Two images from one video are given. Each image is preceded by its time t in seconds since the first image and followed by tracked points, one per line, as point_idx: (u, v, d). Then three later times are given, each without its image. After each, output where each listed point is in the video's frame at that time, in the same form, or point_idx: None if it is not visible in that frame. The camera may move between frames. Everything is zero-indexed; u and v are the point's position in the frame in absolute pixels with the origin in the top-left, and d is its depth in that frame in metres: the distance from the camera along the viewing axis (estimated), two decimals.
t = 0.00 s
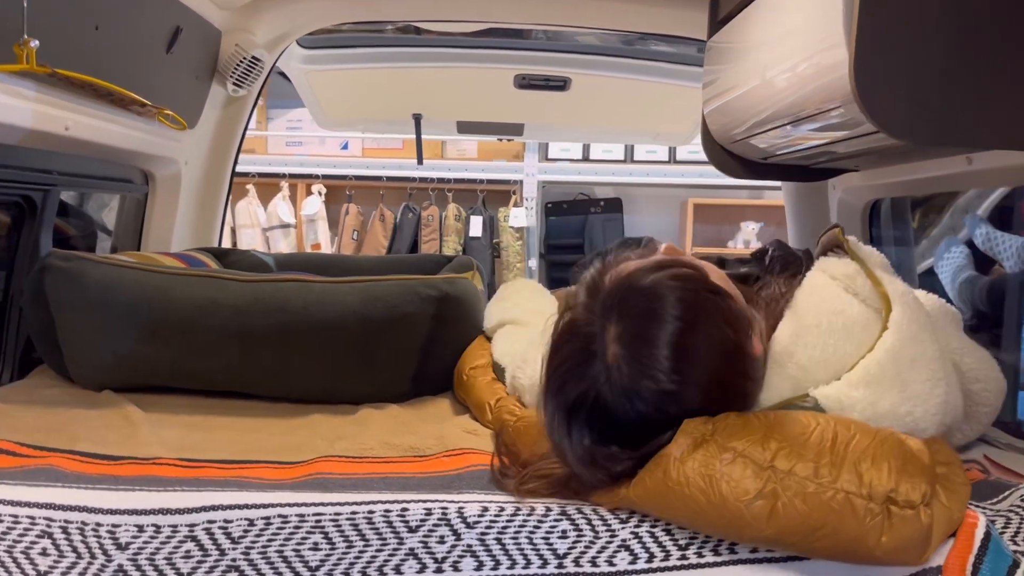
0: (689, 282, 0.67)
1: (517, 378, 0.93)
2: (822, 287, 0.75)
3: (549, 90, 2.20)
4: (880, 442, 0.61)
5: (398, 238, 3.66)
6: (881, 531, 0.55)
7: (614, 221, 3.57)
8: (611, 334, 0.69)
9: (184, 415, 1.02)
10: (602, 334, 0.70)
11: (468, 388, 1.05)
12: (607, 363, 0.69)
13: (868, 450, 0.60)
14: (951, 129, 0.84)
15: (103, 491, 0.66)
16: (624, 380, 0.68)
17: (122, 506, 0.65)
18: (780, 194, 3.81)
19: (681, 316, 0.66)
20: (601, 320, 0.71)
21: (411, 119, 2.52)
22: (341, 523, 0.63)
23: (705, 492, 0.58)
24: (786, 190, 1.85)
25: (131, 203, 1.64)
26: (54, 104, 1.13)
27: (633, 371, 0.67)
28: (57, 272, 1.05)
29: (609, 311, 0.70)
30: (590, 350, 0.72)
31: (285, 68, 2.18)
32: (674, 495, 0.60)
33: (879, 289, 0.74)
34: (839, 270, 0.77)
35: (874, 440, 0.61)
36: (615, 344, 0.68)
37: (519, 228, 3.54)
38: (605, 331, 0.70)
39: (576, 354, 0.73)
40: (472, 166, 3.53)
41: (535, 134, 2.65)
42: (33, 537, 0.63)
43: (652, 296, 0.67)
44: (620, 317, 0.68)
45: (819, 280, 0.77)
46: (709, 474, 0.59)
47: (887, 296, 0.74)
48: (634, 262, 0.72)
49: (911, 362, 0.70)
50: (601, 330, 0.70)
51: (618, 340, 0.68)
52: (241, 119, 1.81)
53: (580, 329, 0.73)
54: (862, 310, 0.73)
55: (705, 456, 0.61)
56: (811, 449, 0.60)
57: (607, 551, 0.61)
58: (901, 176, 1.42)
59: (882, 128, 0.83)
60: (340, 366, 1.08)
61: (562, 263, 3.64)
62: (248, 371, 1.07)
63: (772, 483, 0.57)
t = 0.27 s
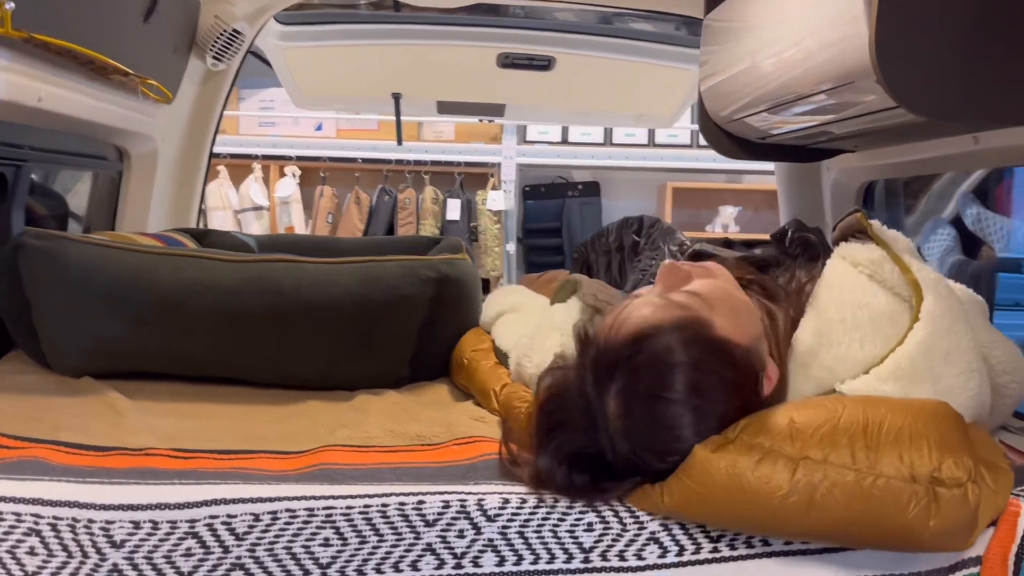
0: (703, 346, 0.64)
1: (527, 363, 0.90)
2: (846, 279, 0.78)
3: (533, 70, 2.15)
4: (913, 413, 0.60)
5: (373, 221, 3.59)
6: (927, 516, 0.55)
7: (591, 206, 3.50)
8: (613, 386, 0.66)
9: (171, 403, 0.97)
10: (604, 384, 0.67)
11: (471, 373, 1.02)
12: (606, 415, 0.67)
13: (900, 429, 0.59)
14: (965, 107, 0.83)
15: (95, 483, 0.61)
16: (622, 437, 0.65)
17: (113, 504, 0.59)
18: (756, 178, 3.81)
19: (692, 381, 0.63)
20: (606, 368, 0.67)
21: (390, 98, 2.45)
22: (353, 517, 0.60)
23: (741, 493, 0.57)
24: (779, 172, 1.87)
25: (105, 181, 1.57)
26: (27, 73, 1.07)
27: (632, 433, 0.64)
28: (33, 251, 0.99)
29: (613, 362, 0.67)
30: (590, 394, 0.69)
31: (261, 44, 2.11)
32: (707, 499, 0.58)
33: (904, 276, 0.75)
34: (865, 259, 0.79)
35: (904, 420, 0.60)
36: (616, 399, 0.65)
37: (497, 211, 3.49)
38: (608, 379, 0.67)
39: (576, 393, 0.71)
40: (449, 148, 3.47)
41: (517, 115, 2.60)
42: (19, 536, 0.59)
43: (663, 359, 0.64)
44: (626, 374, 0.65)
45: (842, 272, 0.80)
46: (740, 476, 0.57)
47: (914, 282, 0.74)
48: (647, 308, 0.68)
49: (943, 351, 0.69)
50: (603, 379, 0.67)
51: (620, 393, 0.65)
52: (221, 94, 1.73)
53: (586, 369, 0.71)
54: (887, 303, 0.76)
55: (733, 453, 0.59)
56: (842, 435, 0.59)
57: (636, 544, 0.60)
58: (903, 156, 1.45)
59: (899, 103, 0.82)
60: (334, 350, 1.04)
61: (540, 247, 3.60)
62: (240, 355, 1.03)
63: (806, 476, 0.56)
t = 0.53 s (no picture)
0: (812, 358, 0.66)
1: (549, 346, 0.86)
2: (886, 268, 0.84)
3: (524, 50, 2.12)
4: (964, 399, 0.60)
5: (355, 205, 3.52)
6: (994, 505, 0.55)
7: (575, 189, 3.53)
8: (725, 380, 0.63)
9: (178, 388, 0.94)
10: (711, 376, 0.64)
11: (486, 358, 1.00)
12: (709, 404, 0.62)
13: (950, 416, 0.58)
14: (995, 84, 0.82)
15: (117, 472, 0.58)
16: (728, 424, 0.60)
17: (140, 492, 0.57)
18: (739, 163, 3.81)
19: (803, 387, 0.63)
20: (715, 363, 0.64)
21: (377, 77, 2.41)
22: (392, 505, 0.57)
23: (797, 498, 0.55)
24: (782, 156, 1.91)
25: (94, 159, 1.51)
26: (20, 44, 1.03)
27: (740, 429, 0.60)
28: (27, 229, 0.95)
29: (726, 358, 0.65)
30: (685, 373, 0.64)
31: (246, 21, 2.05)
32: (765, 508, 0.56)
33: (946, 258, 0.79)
34: (902, 245, 0.85)
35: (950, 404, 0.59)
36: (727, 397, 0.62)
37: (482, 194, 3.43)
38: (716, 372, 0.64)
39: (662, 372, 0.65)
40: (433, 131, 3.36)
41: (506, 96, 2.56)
42: (39, 527, 0.56)
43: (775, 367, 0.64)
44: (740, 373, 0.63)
45: (881, 262, 0.85)
46: (798, 479, 0.56)
47: (955, 262, 0.78)
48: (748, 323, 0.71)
49: (988, 330, 0.71)
50: (708, 371, 0.64)
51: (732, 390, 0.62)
52: (211, 69, 1.68)
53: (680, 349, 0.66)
54: (928, 291, 0.79)
55: (792, 464, 0.58)
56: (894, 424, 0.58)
57: (685, 533, 0.59)
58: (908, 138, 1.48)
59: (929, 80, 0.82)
60: (346, 334, 1.01)
61: (524, 231, 3.56)
62: (248, 337, 1.00)
63: (867, 475, 0.55)
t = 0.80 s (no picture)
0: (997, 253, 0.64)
1: (598, 321, 0.86)
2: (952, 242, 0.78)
3: (525, 26, 2.08)
4: None
5: (346, 184, 3.48)
6: None
7: (567, 169, 3.51)
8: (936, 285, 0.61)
9: (214, 366, 0.92)
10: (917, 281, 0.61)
11: (524, 335, 0.99)
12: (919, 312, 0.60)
13: None
14: None
15: (188, 447, 0.58)
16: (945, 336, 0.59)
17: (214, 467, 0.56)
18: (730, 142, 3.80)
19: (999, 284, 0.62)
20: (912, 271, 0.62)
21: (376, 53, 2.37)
22: (468, 480, 0.56)
23: (893, 476, 0.54)
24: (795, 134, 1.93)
25: (101, 136, 1.46)
26: (40, 13, 1.00)
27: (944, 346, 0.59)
28: (55, 202, 0.94)
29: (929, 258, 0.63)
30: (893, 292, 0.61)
31: None
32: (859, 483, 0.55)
33: None
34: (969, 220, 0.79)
35: None
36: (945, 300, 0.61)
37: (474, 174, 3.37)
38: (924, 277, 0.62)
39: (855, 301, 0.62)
40: (425, 110, 3.30)
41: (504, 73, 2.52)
42: (109, 503, 0.54)
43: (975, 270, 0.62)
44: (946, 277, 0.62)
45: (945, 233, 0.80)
46: (899, 457, 0.55)
47: None
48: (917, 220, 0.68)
49: None
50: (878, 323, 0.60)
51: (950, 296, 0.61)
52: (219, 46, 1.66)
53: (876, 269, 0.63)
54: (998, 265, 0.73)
55: (895, 444, 0.56)
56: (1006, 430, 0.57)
57: (763, 505, 0.57)
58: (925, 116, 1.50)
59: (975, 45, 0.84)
60: (384, 309, 1.01)
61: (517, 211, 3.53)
62: (283, 313, 1.00)
63: (971, 466, 0.53)
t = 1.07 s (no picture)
0: None
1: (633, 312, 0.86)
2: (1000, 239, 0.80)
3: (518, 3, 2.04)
4: None
5: (332, 161, 3.41)
6: None
7: (553, 146, 3.45)
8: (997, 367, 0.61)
9: (237, 359, 0.92)
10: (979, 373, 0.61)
11: (545, 326, 1.00)
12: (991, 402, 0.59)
13: None
14: None
15: (238, 448, 0.57)
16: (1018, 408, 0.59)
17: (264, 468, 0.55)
18: (712, 119, 3.78)
19: None
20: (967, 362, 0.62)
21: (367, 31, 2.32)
22: (518, 479, 0.56)
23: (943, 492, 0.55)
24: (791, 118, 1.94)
25: (100, 117, 1.44)
26: None
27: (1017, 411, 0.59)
28: (74, 191, 0.94)
29: (979, 342, 0.62)
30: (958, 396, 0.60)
31: None
32: (909, 491, 0.57)
33: None
34: (1014, 222, 0.82)
35: None
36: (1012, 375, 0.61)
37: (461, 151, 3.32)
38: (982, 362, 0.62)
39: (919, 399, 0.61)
40: (413, 86, 3.23)
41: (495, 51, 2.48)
42: (162, 506, 0.53)
43: None
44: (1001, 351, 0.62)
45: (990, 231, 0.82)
46: (956, 472, 0.55)
47: None
48: (956, 284, 0.66)
49: None
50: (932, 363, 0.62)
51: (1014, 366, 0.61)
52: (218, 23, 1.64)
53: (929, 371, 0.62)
54: None
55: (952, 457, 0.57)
56: None
57: (806, 501, 0.59)
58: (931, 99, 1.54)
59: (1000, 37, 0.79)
60: (403, 299, 1.00)
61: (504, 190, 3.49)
62: (303, 304, 0.99)
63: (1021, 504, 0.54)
